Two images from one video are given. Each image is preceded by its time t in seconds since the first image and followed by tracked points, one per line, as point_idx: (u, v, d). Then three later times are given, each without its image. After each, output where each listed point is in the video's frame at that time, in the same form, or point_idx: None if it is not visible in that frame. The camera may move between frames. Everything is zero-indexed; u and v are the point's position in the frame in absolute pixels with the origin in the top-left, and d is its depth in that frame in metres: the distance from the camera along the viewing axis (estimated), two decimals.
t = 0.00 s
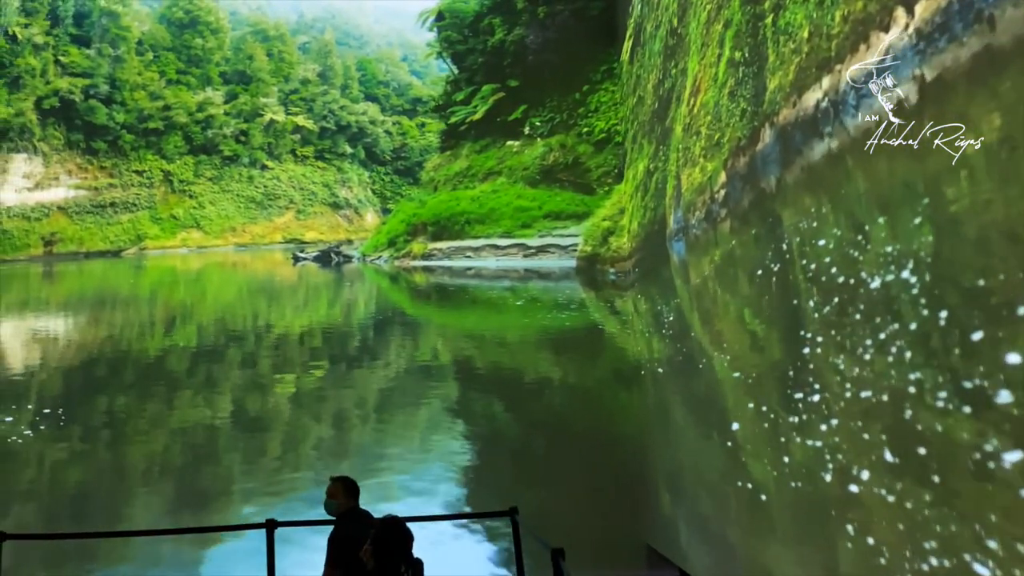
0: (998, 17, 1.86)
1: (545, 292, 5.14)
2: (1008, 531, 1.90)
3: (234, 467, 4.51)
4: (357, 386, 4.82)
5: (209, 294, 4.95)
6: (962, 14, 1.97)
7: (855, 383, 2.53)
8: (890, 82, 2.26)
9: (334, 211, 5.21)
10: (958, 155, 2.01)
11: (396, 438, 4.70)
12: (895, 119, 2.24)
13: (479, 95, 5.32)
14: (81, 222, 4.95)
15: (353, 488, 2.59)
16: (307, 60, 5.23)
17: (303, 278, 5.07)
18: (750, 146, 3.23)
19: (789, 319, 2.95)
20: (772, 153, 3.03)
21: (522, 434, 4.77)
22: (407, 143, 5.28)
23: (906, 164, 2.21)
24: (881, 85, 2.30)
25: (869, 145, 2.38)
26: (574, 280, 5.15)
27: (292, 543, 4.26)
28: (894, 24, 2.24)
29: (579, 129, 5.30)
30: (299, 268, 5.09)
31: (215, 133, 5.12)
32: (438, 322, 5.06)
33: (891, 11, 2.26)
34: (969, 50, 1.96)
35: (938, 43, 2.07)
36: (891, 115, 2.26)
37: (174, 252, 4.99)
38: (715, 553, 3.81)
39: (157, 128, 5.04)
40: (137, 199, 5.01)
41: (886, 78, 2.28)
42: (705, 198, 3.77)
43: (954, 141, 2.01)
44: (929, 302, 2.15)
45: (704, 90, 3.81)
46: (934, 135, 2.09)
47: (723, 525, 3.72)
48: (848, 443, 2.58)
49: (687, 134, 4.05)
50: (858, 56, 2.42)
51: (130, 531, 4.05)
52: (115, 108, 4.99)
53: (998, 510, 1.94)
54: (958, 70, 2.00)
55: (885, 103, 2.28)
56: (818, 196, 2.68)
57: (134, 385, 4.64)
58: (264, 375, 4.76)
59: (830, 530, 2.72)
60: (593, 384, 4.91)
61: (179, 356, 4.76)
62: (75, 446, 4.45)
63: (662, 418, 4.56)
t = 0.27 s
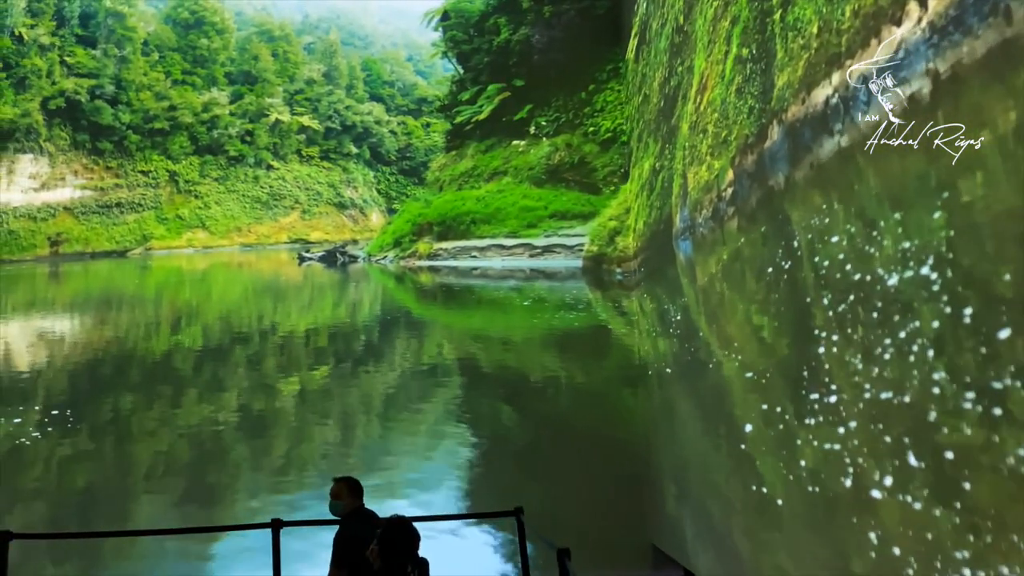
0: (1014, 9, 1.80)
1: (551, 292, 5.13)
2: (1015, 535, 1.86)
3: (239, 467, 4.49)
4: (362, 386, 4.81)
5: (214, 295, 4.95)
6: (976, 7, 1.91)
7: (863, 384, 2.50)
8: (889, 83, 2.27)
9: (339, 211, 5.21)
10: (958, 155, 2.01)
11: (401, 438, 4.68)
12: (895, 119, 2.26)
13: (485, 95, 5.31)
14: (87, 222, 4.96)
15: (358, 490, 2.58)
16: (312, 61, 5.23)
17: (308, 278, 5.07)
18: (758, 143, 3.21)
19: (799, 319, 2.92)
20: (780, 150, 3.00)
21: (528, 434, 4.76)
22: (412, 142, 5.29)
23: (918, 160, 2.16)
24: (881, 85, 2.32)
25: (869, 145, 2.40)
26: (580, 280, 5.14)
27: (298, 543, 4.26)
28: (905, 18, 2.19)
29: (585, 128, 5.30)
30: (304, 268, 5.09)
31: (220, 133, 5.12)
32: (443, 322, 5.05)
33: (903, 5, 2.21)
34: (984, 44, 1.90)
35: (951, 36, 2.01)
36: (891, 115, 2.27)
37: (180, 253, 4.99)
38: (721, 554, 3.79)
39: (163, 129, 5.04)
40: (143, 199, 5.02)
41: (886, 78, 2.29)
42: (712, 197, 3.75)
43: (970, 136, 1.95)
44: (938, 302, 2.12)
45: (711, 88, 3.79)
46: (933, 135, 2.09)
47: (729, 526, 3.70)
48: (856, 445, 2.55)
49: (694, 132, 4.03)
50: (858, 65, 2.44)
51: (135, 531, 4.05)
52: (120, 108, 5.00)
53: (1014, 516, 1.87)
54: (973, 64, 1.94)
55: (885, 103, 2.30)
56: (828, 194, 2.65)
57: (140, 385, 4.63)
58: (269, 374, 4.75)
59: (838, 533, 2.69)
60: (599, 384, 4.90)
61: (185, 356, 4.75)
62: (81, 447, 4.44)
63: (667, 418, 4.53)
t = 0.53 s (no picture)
0: None
1: (555, 292, 5.11)
2: None
3: (242, 467, 4.47)
4: (366, 386, 4.79)
5: (217, 294, 4.94)
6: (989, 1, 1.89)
7: (871, 384, 2.48)
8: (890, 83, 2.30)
9: (342, 211, 5.22)
10: (958, 155, 2.02)
11: (403, 438, 4.66)
12: (895, 119, 2.28)
13: (488, 95, 5.31)
14: (90, 223, 4.96)
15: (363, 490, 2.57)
16: (315, 61, 5.23)
17: (312, 278, 5.07)
18: (764, 142, 3.19)
19: (805, 319, 2.90)
20: (787, 148, 2.98)
21: (532, 434, 4.73)
22: (415, 142, 5.28)
23: (930, 157, 2.14)
24: (881, 85, 2.35)
25: (869, 145, 2.43)
26: (585, 280, 5.12)
27: (301, 543, 4.24)
28: (916, 13, 2.17)
29: (589, 128, 5.27)
30: (307, 268, 5.09)
31: (223, 133, 5.12)
32: (447, 322, 5.03)
33: None
34: (997, 38, 1.87)
35: (964, 30, 1.99)
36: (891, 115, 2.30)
37: (182, 253, 5.00)
38: (727, 554, 3.77)
39: (166, 129, 5.04)
40: (146, 199, 5.01)
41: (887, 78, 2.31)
42: (717, 196, 3.74)
43: (984, 130, 1.92)
44: (953, 300, 2.07)
45: (716, 86, 3.77)
46: (934, 134, 2.11)
47: (734, 528, 3.68)
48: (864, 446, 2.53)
49: (699, 130, 4.02)
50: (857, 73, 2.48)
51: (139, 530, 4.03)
52: (123, 108, 4.99)
53: None
54: (987, 58, 1.91)
55: (886, 104, 2.33)
56: (837, 191, 2.63)
57: (143, 385, 4.62)
58: (272, 375, 4.74)
59: (847, 535, 2.67)
60: (603, 385, 4.88)
61: (188, 356, 4.74)
62: (84, 447, 4.43)
63: (671, 418, 4.52)
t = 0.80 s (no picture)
0: None
1: (559, 292, 5.10)
2: None
3: (247, 467, 4.46)
4: (370, 387, 4.78)
5: (221, 295, 4.94)
6: None
7: (880, 384, 2.46)
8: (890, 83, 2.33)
9: (346, 211, 5.21)
10: (958, 155, 2.05)
11: (408, 438, 4.64)
12: (895, 119, 2.31)
13: (492, 95, 5.29)
14: (95, 223, 4.96)
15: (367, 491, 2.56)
16: (318, 61, 5.23)
17: (316, 278, 5.06)
18: (771, 140, 3.17)
19: (813, 319, 2.88)
20: (794, 147, 2.97)
21: (537, 434, 4.72)
22: (419, 143, 5.27)
23: (942, 154, 2.11)
24: (881, 85, 2.38)
25: (869, 145, 2.46)
26: (589, 280, 5.11)
27: (305, 543, 4.23)
28: (927, 8, 2.15)
29: (593, 128, 5.26)
30: (312, 269, 5.09)
31: (227, 134, 5.12)
32: (451, 322, 5.02)
33: None
34: (1011, 33, 1.85)
35: (975, 26, 1.97)
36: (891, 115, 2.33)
37: (187, 253, 4.99)
38: (732, 555, 3.76)
39: (170, 130, 5.04)
40: (150, 200, 5.01)
41: (886, 78, 2.34)
42: (723, 195, 3.72)
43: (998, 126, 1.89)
44: (974, 298, 2.02)
45: (722, 84, 3.76)
46: (934, 135, 2.14)
47: (740, 528, 3.66)
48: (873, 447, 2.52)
49: (704, 129, 4.00)
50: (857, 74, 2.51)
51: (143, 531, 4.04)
52: (127, 109, 4.99)
53: None
54: (999, 53, 1.88)
55: (885, 103, 2.35)
56: (845, 190, 2.61)
57: (147, 386, 4.61)
58: (277, 375, 4.73)
59: (856, 536, 2.66)
60: (608, 385, 4.87)
61: (192, 357, 4.73)
62: (88, 447, 4.42)
63: (676, 418, 4.51)
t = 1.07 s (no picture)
0: None
1: (566, 292, 5.09)
2: None
3: (254, 467, 4.46)
4: (377, 387, 4.78)
5: (228, 295, 4.94)
6: None
7: (894, 384, 2.44)
8: (890, 83, 2.38)
9: (352, 212, 5.21)
10: (958, 155, 2.09)
11: (414, 438, 4.63)
12: (895, 119, 2.36)
13: (498, 95, 5.29)
14: (102, 224, 4.97)
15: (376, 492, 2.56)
16: (325, 61, 5.24)
17: (322, 279, 5.06)
18: (780, 138, 3.16)
19: (823, 318, 2.86)
20: (804, 145, 2.96)
21: (544, 435, 4.71)
22: (425, 143, 5.27)
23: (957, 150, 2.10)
24: (881, 85, 2.42)
25: (869, 145, 2.51)
26: (597, 280, 5.10)
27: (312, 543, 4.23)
28: (941, 4, 2.14)
29: (600, 127, 5.25)
30: (318, 269, 5.09)
31: (234, 134, 5.12)
32: (457, 322, 5.01)
33: None
34: None
35: (991, 21, 1.95)
36: (891, 115, 2.37)
37: (194, 254, 5.00)
38: (739, 554, 3.76)
39: (176, 131, 5.04)
40: (157, 200, 5.02)
41: (887, 78, 2.39)
42: (732, 194, 3.71)
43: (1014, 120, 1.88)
44: (999, 295, 1.97)
45: (730, 82, 3.75)
46: (933, 135, 2.18)
47: (749, 528, 3.65)
48: (889, 448, 2.49)
49: (712, 128, 3.99)
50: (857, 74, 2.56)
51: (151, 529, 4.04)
52: (134, 110, 5.00)
53: None
54: (1016, 48, 1.87)
55: (885, 103, 2.40)
56: (856, 188, 2.60)
57: (155, 386, 4.62)
58: (284, 375, 4.74)
59: (867, 537, 2.64)
60: (615, 386, 4.85)
61: (199, 357, 4.74)
62: (96, 447, 4.42)
63: (683, 419, 4.50)
